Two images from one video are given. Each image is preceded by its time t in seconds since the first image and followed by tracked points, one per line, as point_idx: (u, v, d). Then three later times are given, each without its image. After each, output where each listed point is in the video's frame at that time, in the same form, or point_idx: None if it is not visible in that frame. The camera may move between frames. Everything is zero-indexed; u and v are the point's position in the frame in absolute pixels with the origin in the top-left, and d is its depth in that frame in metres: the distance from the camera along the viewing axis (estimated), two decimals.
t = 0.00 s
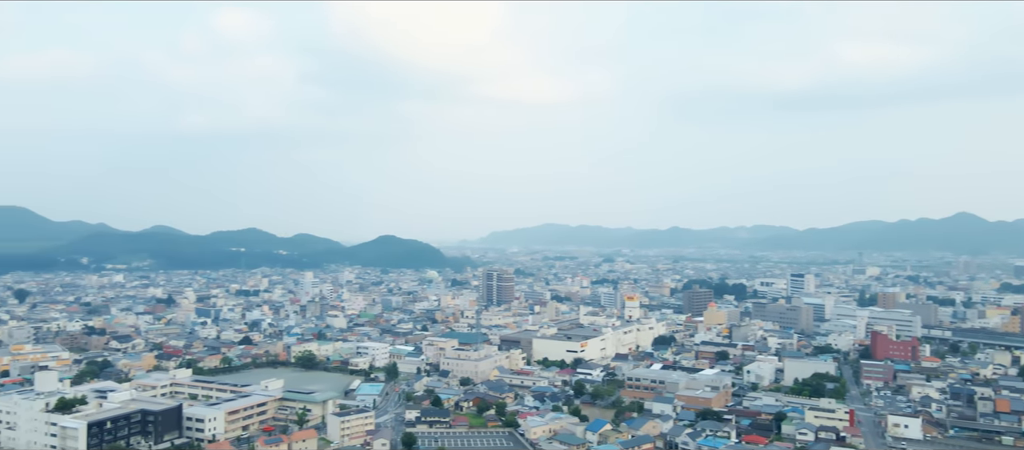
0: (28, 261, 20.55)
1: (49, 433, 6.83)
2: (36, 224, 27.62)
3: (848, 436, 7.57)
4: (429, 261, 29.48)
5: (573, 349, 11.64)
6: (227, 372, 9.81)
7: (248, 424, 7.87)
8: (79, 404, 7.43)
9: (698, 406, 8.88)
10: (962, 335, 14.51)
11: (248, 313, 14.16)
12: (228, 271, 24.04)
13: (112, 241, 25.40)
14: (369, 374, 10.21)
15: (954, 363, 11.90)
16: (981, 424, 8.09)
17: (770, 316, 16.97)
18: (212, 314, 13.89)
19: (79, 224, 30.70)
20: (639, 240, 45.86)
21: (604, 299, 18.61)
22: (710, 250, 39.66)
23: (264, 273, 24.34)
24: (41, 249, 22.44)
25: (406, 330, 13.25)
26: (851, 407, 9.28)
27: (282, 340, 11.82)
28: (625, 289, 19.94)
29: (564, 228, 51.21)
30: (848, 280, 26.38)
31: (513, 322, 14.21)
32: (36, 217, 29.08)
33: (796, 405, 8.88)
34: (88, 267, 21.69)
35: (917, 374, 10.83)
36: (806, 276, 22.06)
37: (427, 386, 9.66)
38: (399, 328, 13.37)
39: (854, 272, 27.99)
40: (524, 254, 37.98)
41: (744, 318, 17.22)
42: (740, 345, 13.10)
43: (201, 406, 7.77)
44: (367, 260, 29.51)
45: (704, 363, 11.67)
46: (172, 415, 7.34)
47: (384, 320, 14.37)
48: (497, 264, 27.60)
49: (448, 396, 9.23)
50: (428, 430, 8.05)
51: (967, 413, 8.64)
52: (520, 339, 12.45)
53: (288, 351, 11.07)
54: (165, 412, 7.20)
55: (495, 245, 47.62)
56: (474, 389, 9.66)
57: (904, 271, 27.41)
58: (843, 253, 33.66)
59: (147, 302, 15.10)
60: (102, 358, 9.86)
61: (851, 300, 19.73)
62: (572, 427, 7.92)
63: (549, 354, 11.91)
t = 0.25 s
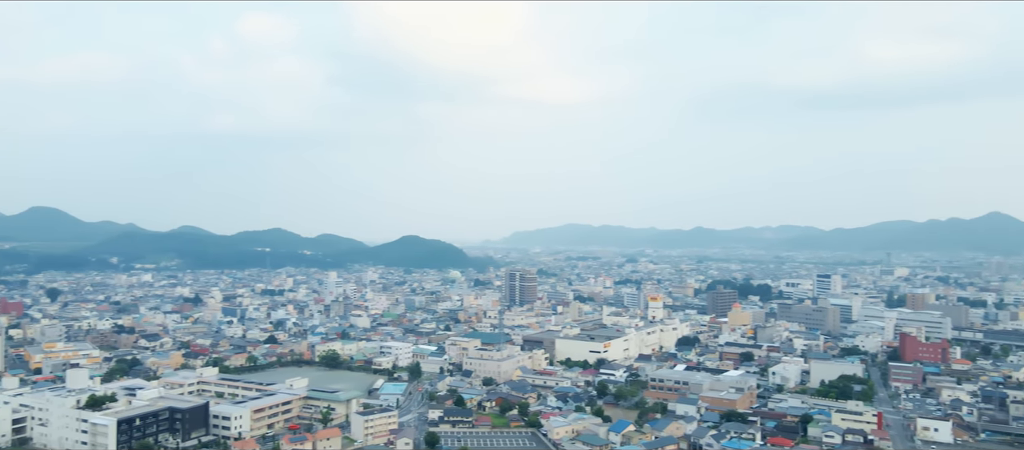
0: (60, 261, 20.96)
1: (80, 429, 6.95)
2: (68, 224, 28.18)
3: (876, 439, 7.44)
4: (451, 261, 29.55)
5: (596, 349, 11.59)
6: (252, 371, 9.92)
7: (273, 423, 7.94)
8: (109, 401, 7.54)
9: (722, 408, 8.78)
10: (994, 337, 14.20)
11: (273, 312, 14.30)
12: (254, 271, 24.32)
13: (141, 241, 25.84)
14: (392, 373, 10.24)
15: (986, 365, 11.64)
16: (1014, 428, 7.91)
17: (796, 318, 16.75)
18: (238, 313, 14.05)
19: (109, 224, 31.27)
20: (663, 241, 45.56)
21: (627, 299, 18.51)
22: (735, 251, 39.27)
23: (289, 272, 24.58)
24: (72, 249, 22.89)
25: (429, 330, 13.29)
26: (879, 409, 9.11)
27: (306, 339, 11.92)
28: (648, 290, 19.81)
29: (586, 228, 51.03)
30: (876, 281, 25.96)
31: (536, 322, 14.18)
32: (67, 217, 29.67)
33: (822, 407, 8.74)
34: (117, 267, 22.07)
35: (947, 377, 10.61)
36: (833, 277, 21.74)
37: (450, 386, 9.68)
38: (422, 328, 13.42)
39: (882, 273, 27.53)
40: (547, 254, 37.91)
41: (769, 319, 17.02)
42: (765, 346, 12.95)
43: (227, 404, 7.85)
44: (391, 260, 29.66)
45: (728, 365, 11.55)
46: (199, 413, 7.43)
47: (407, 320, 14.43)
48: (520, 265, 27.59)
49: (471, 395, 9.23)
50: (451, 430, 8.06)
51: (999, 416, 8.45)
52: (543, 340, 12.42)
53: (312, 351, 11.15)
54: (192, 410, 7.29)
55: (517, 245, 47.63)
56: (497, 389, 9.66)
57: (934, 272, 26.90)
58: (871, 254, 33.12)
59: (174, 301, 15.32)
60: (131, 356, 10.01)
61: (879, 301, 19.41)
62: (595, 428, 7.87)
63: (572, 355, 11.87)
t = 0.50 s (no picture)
0: (91, 260, 21.35)
1: (110, 426, 7.07)
2: (98, 224, 28.71)
3: (905, 443, 7.30)
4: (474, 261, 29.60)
5: (619, 350, 11.52)
6: (278, 370, 10.01)
7: (298, 421, 8.00)
8: (138, 399, 7.66)
9: (747, 409, 8.68)
10: None
11: (297, 311, 14.43)
12: (279, 271, 24.58)
13: (169, 241, 26.24)
14: (415, 373, 10.27)
15: (1018, 368, 11.38)
16: None
17: (822, 319, 16.52)
18: (263, 312, 14.20)
19: (138, 224, 31.80)
20: (686, 241, 45.22)
21: (651, 299, 18.39)
22: (759, 251, 38.83)
23: (313, 272, 24.78)
24: (102, 249, 23.31)
25: (451, 330, 13.31)
26: (908, 412, 8.94)
27: (330, 339, 12.00)
28: (672, 290, 19.68)
29: (609, 228, 50.84)
30: (904, 282, 25.51)
31: (559, 323, 14.14)
32: (98, 217, 30.22)
33: (850, 410, 8.60)
34: (145, 266, 22.43)
35: (978, 380, 10.39)
36: (860, 278, 21.41)
37: (473, 386, 9.68)
38: (445, 328, 13.45)
39: (911, 274, 27.07)
40: (569, 254, 37.82)
41: (794, 320, 16.81)
42: (790, 348, 12.79)
43: (253, 402, 7.94)
44: (413, 260, 29.79)
45: (753, 366, 11.42)
46: (225, 411, 7.52)
47: (430, 320, 14.47)
48: (543, 265, 27.56)
49: (494, 395, 9.23)
50: (473, 430, 8.07)
51: None
52: (566, 340, 12.37)
53: (336, 350, 11.23)
54: (218, 408, 7.38)
55: (540, 245, 47.60)
56: (519, 389, 9.65)
57: (964, 273, 26.37)
58: (900, 254, 32.56)
59: (201, 300, 15.52)
60: (159, 355, 10.16)
61: (908, 303, 19.07)
62: (618, 429, 7.82)
63: (595, 355, 11.82)
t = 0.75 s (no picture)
0: (119, 260, 21.71)
1: (138, 423, 7.17)
2: (127, 225, 29.19)
3: (935, 447, 7.15)
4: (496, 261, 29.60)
5: (642, 351, 11.45)
6: (302, 369, 10.08)
7: (322, 420, 8.05)
8: (165, 397, 7.76)
9: (772, 411, 8.57)
10: None
11: (321, 311, 14.54)
12: (303, 271, 24.80)
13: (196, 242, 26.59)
14: (438, 373, 10.29)
15: None
16: None
17: (849, 320, 16.27)
18: (288, 312, 14.32)
19: (165, 225, 32.29)
20: (710, 241, 44.82)
21: (674, 300, 18.26)
22: (784, 251, 38.36)
23: (337, 272, 24.93)
24: (131, 249, 23.70)
25: (474, 330, 13.32)
26: (938, 416, 8.77)
27: (354, 338, 12.07)
28: (695, 291, 19.52)
29: (632, 228, 50.57)
30: (934, 283, 25.04)
31: (581, 323, 14.09)
32: (126, 218, 30.73)
33: (877, 413, 8.45)
34: (172, 266, 22.75)
35: (1010, 383, 10.15)
36: (888, 279, 21.06)
37: (496, 386, 9.68)
38: (467, 328, 13.46)
39: (940, 274, 26.56)
40: (592, 254, 37.68)
41: (820, 322, 16.58)
42: (816, 349, 12.61)
43: (278, 401, 8.00)
44: (436, 260, 29.89)
45: (778, 368, 11.28)
46: (251, 409, 7.59)
47: (453, 320, 14.50)
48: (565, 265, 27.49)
49: (516, 396, 9.21)
50: (496, 430, 8.06)
51: None
52: (588, 341, 12.31)
53: (360, 350, 11.30)
54: (244, 406, 7.45)
55: (562, 245, 47.49)
56: (542, 390, 9.62)
57: (996, 274, 25.81)
58: (930, 255, 31.96)
59: (227, 300, 15.70)
60: (186, 353, 10.29)
61: (937, 304, 18.72)
62: (641, 430, 7.76)
63: (618, 356, 11.75)
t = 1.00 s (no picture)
0: (147, 260, 22.06)
1: (166, 420, 7.27)
2: (156, 225, 29.67)
3: None
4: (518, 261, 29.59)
5: (665, 352, 11.36)
6: (326, 368, 10.16)
7: (346, 419, 8.10)
8: (192, 394, 7.86)
9: (797, 414, 8.46)
10: None
11: (345, 310, 14.65)
12: (327, 270, 25.01)
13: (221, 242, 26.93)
14: (460, 372, 10.30)
15: None
16: None
17: (876, 322, 16.01)
18: (312, 312, 14.44)
19: (193, 225, 32.77)
20: (735, 241, 44.39)
21: (697, 301, 18.11)
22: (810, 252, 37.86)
23: (360, 272, 25.07)
24: (158, 249, 24.06)
25: (496, 330, 13.32)
26: (969, 420, 8.58)
27: (377, 338, 12.13)
28: (719, 291, 19.34)
29: (655, 228, 50.27)
30: (965, 284, 24.54)
31: (604, 324, 14.03)
32: (155, 218, 31.24)
33: (906, 416, 8.30)
34: (199, 265, 23.06)
35: None
36: (917, 280, 20.69)
37: (518, 386, 9.67)
38: (489, 328, 13.46)
39: (971, 275, 26.02)
40: (614, 255, 37.51)
41: (847, 323, 16.33)
42: (843, 351, 12.42)
43: (302, 399, 8.07)
44: (458, 260, 29.98)
45: (804, 369, 11.13)
46: (276, 408, 7.66)
47: (475, 320, 14.52)
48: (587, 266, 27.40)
49: (538, 396, 9.20)
50: (518, 430, 8.05)
51: None
52: (611, 341, 12.25)
53: (383, 349, 11.35)
54: (269, 404, 7.52)
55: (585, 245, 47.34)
56: (564, 390, 9.59)
57: None
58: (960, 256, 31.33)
59: (252, 299, 15.87)
60: (212, 352, 10.42)
61: (968, 305, 18.35)
62: (665, 432, 7.71)
63: (640, 357, 11.67)
